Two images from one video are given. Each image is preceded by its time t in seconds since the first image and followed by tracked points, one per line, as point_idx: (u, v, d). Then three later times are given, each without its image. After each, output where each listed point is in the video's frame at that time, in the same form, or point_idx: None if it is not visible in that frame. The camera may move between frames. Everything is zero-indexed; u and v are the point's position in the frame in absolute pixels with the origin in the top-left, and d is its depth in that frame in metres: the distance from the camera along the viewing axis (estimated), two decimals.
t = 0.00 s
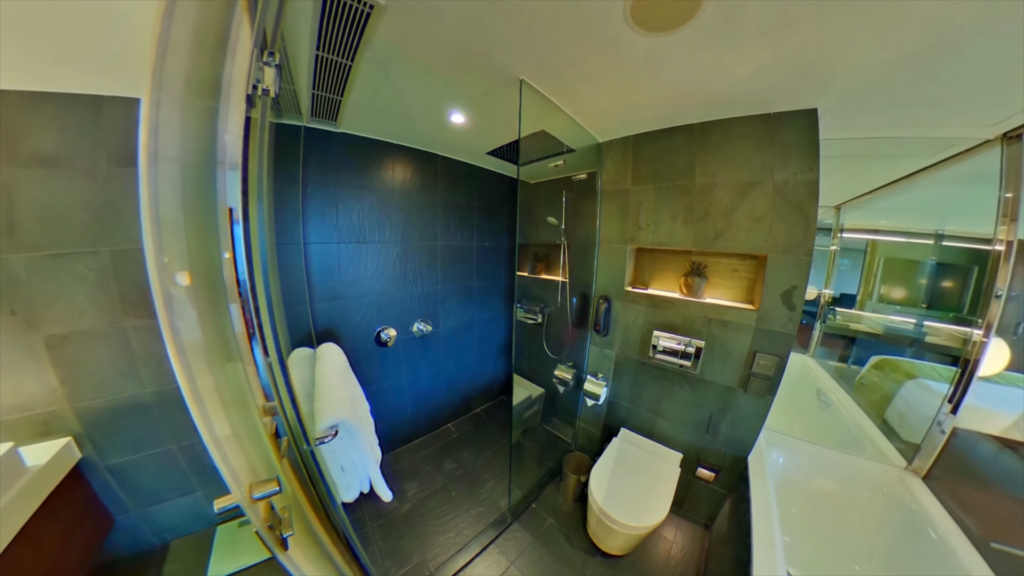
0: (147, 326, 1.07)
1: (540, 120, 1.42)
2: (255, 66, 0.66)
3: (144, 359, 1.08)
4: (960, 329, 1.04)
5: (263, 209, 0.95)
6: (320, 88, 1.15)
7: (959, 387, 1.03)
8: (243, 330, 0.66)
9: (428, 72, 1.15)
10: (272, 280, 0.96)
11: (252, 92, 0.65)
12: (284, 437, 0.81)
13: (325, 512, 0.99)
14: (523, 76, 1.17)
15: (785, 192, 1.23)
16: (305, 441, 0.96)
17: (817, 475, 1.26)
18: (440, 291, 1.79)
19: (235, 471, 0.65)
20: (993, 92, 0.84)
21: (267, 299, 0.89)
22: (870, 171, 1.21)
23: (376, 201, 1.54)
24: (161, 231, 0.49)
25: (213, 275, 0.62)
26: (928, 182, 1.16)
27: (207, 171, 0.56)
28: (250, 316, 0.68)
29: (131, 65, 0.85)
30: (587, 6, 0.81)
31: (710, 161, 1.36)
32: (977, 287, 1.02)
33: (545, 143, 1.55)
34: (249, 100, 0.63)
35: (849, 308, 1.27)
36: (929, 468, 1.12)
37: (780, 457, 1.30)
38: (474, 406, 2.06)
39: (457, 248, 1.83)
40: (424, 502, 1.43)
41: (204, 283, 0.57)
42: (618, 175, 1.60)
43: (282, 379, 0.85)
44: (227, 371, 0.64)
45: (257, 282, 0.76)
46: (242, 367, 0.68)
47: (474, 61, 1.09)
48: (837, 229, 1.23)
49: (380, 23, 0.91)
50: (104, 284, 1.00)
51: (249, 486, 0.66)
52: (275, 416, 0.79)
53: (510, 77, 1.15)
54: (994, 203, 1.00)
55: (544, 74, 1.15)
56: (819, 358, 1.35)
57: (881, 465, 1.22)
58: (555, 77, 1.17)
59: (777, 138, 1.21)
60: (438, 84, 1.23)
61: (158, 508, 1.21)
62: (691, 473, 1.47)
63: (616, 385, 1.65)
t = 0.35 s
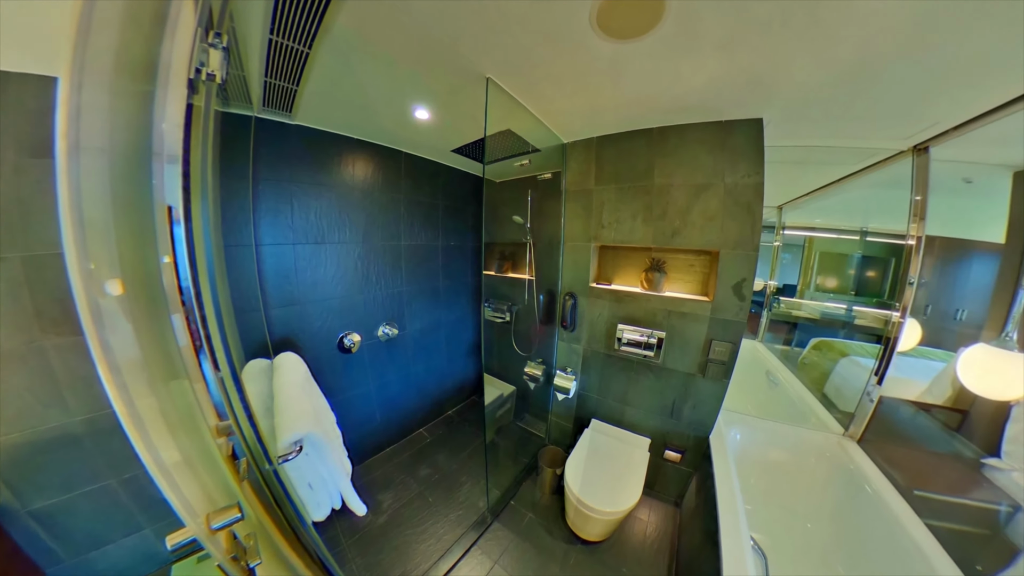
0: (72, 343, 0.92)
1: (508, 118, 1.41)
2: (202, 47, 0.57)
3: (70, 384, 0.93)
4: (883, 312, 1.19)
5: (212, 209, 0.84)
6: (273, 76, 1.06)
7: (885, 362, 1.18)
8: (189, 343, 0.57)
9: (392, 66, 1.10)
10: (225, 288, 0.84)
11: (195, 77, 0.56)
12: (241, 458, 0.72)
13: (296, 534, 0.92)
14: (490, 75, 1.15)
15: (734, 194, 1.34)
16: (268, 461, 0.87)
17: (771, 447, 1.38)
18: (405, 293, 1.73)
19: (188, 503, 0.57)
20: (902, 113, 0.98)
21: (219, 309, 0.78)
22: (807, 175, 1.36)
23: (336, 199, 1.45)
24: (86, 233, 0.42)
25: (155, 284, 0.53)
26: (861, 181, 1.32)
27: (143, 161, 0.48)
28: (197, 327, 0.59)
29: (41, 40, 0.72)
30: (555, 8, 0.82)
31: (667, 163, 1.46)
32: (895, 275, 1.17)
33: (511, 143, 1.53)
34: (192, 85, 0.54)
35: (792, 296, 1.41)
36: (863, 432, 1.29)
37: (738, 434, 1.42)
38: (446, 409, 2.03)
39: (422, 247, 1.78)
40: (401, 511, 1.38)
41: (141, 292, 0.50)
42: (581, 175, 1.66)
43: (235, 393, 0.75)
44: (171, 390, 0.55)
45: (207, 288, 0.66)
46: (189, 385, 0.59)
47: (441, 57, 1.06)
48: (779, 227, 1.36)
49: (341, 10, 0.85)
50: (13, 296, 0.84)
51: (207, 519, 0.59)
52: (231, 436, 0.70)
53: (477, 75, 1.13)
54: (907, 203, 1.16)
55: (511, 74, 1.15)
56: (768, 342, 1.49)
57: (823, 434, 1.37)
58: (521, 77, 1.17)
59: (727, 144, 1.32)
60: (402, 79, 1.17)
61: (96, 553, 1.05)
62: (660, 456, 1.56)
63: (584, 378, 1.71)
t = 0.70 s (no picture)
0: None
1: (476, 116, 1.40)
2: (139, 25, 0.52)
3: None
4: (825, 300, 1.33)
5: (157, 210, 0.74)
6: (223, 62, 0.95)
7: (829, 343, 1.32)
8: (133, 359, 0.48)
9: (356, 57, 1.03)
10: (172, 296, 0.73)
11: (132, 57, 0.51)
12: (201, 482, 0.61)
13: (267, 559, 0.85)
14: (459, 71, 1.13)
15: (693, 194, 1.44)
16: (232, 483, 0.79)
17: (733, 427, 1.48)
18: (371, 296, 1.66)
19: (136, 536, 0.50)
20: (837, 124, 1.11)
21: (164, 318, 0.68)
22: (758, 178, 1.48)
23: (294, 197, 1.35)
24: None
25: (81, 295, 0.43)
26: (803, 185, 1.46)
27: (63, 152, 0.41)
28: (146, 340, 0.49)
29: None
30: (525, 8, 0.82)
31: (632, 164, 1.52)
32: (834, 268, 1.31)
33: (479, 141, 1.50)
34: (129, 66, 0.49)
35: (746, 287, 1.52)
36: (812, 408, 1.41)
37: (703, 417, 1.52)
38: (419, 413, 1.98)
39: (388, 248, 1.71)
40: (379, 523, 1.32)
41: (72, 303, 0.42)
42: (549, 175, 1.69)
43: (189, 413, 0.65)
44: (113, 415, 0.47)
45: (151, 314, 0.54)
46: (136, 410, 0.49)
47: (409, 51, 1.02)
48: (733, 225, 1.47)
49: None
50: None
51: (166, 552, 0.53)
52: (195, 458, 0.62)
53: (446, 71, 1.10)
54: (843, 203, 1.30)
55: (480, 72, 1.14)
56: (726, 331, 1.59)
57: (778, 413, 1.50)
58: (490, 75, 1.15)
59: (687, 147, 1.42)
60: (366, 71, 1.11)
61: None
62: (632, 444, 1.64)
63: (557, 373, 1.76)
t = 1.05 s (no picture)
0: None
1: (442, 112, 1.35)
2: None
3: None
4: (770, 290, 1.45)
5: (80, 216, 0.64)
6: (159, 42, 0.82)
7: (773, 329, 1.44)
8: (55, 385, 0.45)
9: (314, 47, 0.95)
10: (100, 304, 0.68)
11: (47, 30, 0.46)
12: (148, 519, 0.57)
13: None
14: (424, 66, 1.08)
15: (652, 195, 1.53)
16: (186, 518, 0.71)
17: (695, 409, 1.59)
18: (331, 300, 1.56)
19: None
20: (778, 132, 1.23)
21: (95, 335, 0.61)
22: (710, 180, 1.61)
23: (244, 195, 1.23)
24: None
25: None
26: (750, 188, 1.60)
27: None
28: (67, 361, 0.46)
29: None
30: (494, 7, 0.81)
31: (595, 165, 1.58)
32: (777, 260, 1.44)
33: (445, 138, 1.46)
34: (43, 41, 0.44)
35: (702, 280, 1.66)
36: (763, 387, 1.53)
37: (668, 403, 1.62)
38: (390, 420, 1.90)
39: (348, 248, 1.62)
40: (355, 539, 1.25)
41: None
42: (515, 174, 1.70)
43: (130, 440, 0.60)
44: (33, 450, 0.41)
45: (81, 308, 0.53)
46: (61, 446, 0.44)
47: (371, 44, 0.95)
48: (689, 224, 1.60)
49: None
50: None
51: None
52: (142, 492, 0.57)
53: (410, 66, 1.05)
54: (784, 203, 1.41)
55: (445, 70, 1.10)
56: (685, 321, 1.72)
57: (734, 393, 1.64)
58: (456, 71, 1.12)
59: (646, 150, 1.50)
60: (324, 61, 1.02)
61: None
62: (604, 433, 1.71)
63: (527, 370, 1.78)
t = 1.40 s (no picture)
0: None
1: (409, 108, 1.30)
2: None
3: None
4: (726, 282, 1.62)
5: None
6: (91, 17, 0.69)
7: (732, 317, 1.60)
8: None
9: (271, 34, 0.85)
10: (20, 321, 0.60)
11: None
12: (94, 564, 0.51)
13: None
14: (390, 59, 1.01)
15: (617, 194, 1.59)
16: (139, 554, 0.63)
17: (663, 396, 1.69)
18: (293, 305, 1.45)
19: None
20: (733, 138, 1.34)
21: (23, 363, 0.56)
22: (671, 180, 1.71)
23: (191, 192, 1.10)
24: None
25: None
26: (707, 188, 1.72)
27: None
28: None
29: None
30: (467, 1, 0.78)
31: (562, 165, 1.61)
32: (732, 256, 1.59)
33: (411, 134, 1.42)
34: None
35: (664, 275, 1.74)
36: (723, 371, 1.70)
37: (638, 393, 1.72)
38: (362, 429, 1.82)
39: (309, 250, 1.51)
40: (333, 556, 1.19)
41: None
42: (484, 173, 1.69)
43: (70, 475, 0.53)
44: None
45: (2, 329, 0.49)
46: None
47: (335, 34, 0.88)
48: (652, 222, 1.69)
49: None
50: None
51: None
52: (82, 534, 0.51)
53: (376, 58, 0.98)
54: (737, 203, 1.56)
55: (412, 65, 1.07)
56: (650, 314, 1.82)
57: (698, 379, 1.76)
58: (423, 65, 1.07)
59: (611, 150, 1.56)
60: (280, 51, 0.93)
61: None
62: (578, 426, 1.76)
63: (500, 368, 1.79)
